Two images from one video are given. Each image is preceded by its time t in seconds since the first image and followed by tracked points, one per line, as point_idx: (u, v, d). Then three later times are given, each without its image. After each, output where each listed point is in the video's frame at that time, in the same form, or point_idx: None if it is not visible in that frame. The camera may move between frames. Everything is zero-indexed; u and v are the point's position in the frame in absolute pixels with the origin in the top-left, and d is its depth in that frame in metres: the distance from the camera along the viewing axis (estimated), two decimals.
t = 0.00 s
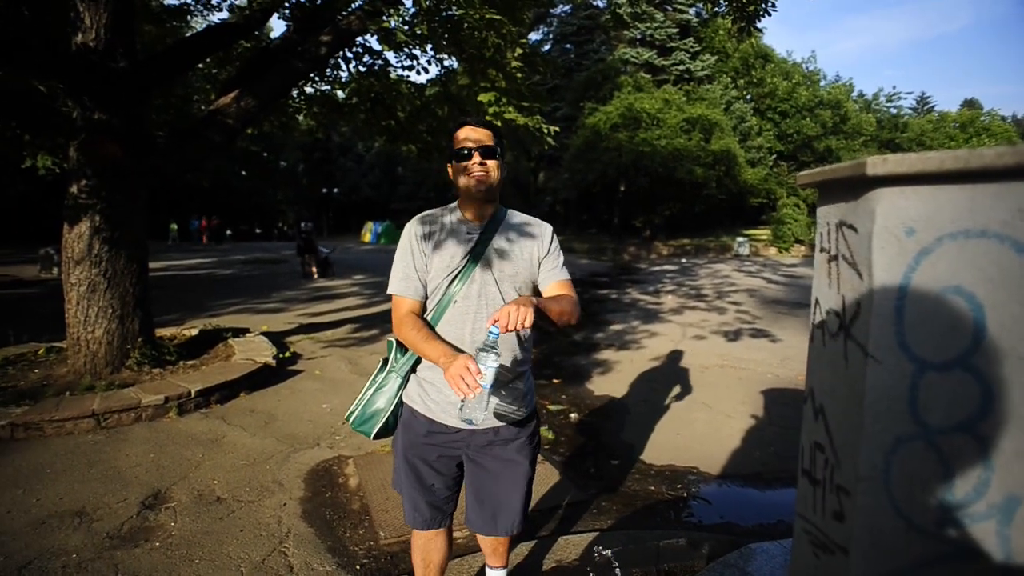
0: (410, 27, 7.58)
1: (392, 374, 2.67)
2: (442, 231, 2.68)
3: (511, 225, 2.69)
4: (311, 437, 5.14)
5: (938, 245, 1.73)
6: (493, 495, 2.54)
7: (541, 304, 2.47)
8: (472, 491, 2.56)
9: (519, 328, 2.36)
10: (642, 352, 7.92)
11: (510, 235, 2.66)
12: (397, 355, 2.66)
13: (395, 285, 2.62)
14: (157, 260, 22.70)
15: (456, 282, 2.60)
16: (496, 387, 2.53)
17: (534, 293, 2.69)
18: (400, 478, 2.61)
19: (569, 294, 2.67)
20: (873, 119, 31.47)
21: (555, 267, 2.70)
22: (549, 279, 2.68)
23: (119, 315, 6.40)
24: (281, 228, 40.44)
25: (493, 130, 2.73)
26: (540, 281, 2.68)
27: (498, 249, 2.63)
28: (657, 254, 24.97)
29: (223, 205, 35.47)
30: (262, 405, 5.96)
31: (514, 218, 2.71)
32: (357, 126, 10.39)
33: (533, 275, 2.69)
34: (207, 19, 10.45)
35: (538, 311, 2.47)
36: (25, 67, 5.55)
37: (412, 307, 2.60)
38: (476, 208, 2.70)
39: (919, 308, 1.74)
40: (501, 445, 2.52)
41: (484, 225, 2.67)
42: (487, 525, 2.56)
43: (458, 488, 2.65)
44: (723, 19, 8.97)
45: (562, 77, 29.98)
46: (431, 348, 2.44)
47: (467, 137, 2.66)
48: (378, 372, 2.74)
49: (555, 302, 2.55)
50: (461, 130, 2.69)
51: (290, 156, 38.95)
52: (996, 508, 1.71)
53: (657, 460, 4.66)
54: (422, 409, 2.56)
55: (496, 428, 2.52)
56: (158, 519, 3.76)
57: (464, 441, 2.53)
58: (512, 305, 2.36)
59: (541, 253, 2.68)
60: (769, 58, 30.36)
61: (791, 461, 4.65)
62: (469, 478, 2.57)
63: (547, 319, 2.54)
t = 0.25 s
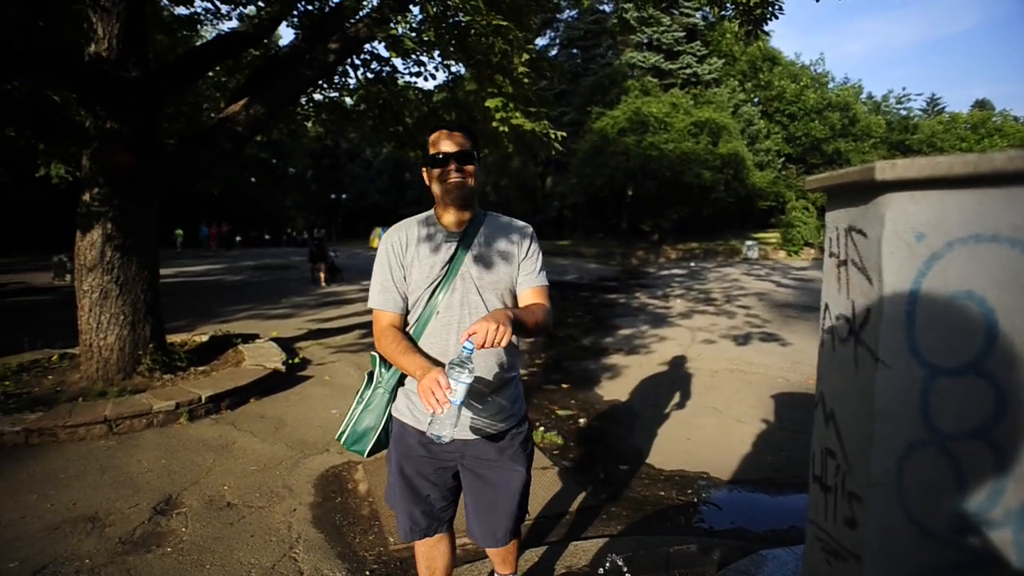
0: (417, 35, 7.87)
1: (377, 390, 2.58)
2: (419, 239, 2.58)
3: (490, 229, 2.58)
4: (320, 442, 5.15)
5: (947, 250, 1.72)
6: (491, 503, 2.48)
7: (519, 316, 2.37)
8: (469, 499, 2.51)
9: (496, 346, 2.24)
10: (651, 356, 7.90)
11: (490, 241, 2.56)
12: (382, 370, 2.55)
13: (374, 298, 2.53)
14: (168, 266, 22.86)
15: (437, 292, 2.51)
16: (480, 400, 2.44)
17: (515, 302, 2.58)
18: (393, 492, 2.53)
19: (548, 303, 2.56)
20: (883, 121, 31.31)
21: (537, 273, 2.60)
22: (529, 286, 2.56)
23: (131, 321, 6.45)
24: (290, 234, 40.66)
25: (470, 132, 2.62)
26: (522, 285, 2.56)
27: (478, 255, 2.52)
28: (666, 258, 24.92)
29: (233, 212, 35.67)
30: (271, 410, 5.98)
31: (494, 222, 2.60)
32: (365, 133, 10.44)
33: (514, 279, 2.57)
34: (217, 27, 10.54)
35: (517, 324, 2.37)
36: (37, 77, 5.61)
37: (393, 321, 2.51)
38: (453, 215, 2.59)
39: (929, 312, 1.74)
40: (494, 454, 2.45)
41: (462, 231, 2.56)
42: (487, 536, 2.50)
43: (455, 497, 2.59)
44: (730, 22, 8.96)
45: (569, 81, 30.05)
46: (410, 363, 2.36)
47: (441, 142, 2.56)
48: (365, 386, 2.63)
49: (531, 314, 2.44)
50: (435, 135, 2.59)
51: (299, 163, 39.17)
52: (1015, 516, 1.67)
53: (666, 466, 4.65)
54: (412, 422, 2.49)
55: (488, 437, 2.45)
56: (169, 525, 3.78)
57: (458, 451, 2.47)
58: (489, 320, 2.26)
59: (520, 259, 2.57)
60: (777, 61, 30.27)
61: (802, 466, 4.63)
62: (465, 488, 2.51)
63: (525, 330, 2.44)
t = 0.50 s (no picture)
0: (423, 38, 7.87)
1: (376, 400, 2.52)
2: (407, 247, 2.50)
3: (477, 229, 2.48)
4: (334, 446, 5.17)
5: (964, 245, 1.71)
6: (502, 506, 2.40)
7: (509, 319, 2.28)
8: (478, 503, 2.44)
9: (488, 348, 2.18)
10: (663, 356, 7.89)
11: (477, 242, 2.46)
12: (379, 381, 2.51)
13: (365, 309, 2.48)
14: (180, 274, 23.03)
15: (428, 299, 2.44)
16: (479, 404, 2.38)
17: (508, 303, 2.49)
18: (402, 502, 2.47)
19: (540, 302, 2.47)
20: (892, 115, 31.11)
21: (529, 271, 2.50)
22: (521, 285, 2.47)
23: (145, 329, 6.50)
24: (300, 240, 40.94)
25: (449, 133, 2.51)
26: (514, 285, 2.47)
27: (467, 258, 2.44)
28: (676, 256, 24.86)
29: (244, 218, 35.90)
30: (284, 416, 6.01)
31: (480, 222, 2.50)
32: (373, 138, 10.48)
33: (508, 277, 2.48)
34: (225, 36, 10.61)
35: (507, 326, 2.28)
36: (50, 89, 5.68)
37: (385, 331, 2.46)
38: (438, 219, 2.49)
39: (944, 309, 1.72)
40: (501, 456, 2.38)
41: (449, 235, 2.47)
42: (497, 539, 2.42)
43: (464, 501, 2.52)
44: (736, 19, 8.93)
45: (575, 82, 30.07)
46: (403, 372, 2.31)
47: (418, 147, 2.45)
48: (364, 398, 2.59)
49: (524, 314, 2.36)
50: (411, 139, 2.47)
51: (308, 169, 39.36)
52: None
53: (679, 465, 4.63)
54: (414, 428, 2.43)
55: (493, 439, 2.37)
56: (186, 531, 3.81)
57: (464, 456, 2.40)
58: (480, 324, 2.19)
59: (511, 258, 2.47)
60: (784, 57, 30.17)
61: (816, 464, 4.60)
62: (472, 491, 2.44)
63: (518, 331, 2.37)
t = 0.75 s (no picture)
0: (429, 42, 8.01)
1: (377, 405, 2.52)
2: (407, 250, 2.50)
3: (477, 231, 2.48)
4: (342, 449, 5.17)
5: (976, 244, 1.70)
6: (502, 513, 2.37)
7: (507, 318, 2.27)
8: (480, 509, 2.40)
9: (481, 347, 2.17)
10: (670, 357, 7.87)
11: (476, 244, 2.46)
12: (380, 386, 2.51)
13: (366, 312, 2.49)
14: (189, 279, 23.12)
15: (427, 301, 2.45)
16: (479, 406, 2.35)
17: (509, 303, 2.49)
18: (403, 508, 2.44)
19: (542, 302, 2.45)
20: (899, 113, 30.93)
21: (529, 272, 2.49)
22: (521, 285, 2.46)
23: (154, 333, 6.53)
24: (307, 243, 41.05)
25: (448, 136, 2.50)
26: (514, 287, 2.46)
27: (466, 260, 2.44)
28: (683, 257, 24.80)
29: (251, 223, 36.04)
30: (293, 419, 6.02)
31: (480, 224, 2.50)
32: (379, 141, 10.51)
33: (507, 279, 2.47)
34: (231, 41, 10.67)
35: (504, 326, 2.28)
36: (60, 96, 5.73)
37: (385, 334, 2.47)
38: (436, 223, 2.49)
39: (957, 310, 1.71)
40: (502, 462, 2.34)
41: (449, 238, 2.47)
42: (499, 548, 2.38)
43: (468, 508, 2.49)
44: (742, 19, 8.90)
45: (581, 83, 30.08)
46: (401, 375, 2.32)
47: (416, 151, 2.44)
48: (367, 404, 2.58)
49: (524, 314, 2.35)
50: (409, 142, 2.46)
51: (314, 172, 39.49)
52: None
53: (688, 467, 4.62)
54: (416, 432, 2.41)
55: (494, 443, 2.34)
56: (196, 534, 3.82)
57: (465, 461, 2.37)
58: (471, 320, 2.19)
59: (511, 259, 2.47)
60: (790, 56, 30.07)
61: (826, 465, 4.58)
62: (475, 497, 2.40)
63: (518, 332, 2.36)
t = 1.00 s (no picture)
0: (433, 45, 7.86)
1: (380, 409, 2.52)
2: (408, 254, 2.51)
3: (479, 235, 2.48)
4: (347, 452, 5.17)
5: (983, 248, 1.70)
6: (506, 516, 2.36)
7: (512, 317, 2.27)
8: (486, 511, 2.40)
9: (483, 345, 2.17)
10: (674, 359, 7.87)
11: (478, 246, 2.46)
12: (383, 390, 2.51)
13: (368, 316, 2.50)
14: (193, 281, 23.18)
15: (429, 304, 2.45)
16: (484, 407, 2.35)
17: (512, 304, 2.48)
18: (406, 512, 2.44)
19: (546, 303, 2.45)
20: (904, 115, 30.87)
21: (531, 275, 2.49)
22: (525, 287, 2.47)
23: (159, 336, 6.55)
24: (311, 246, 41.12)
25: (449, 140, 2.51)
26: (516, 289, 2.47)
27: (468, 263, 2.44)
28: (686, 259, 24.77)
29: (256, 225, 36.12)
30: (297, 421, 6.03)
31: (481, 227, 2.51)
32: (383, 144, 10.54)
33: (509, 283, 2.47)
34: (236, 45, 10.71)
35: (509, 326, 2.28)
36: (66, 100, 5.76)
37: (387, 337, 2.47)
38: (437, 225, 2.49)
39: (964, 313, 1.71)
40: (505, 465, 2.34)
41: (451, 241, 2.47)
42: (504, 550, 2.38)
43: (472, 511, 2.49)
44: (746, 21, 8.91)
45: (584, 86, 30.13)
46: (403, 377, 2.32)
47: (417, 154, 2.44)
48: (369, 409, 2.58)
49: (530, 315, 2.35)
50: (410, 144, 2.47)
51: (318, 175, 39.59)
52: None
53: (692, 470, 4.61)
54: (421, 438, 2.40)
55: (498, 446, 2.34)
56: (201, 536, 3.83)
57: (468, 465, 2.37)
58: (474, 318, 2.19)
59: (513, 262, 2.47)
60: (794, 58, 30.06)
61: (831, 467, 4.57)
62: (480, 500, 2.40)
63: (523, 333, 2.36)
